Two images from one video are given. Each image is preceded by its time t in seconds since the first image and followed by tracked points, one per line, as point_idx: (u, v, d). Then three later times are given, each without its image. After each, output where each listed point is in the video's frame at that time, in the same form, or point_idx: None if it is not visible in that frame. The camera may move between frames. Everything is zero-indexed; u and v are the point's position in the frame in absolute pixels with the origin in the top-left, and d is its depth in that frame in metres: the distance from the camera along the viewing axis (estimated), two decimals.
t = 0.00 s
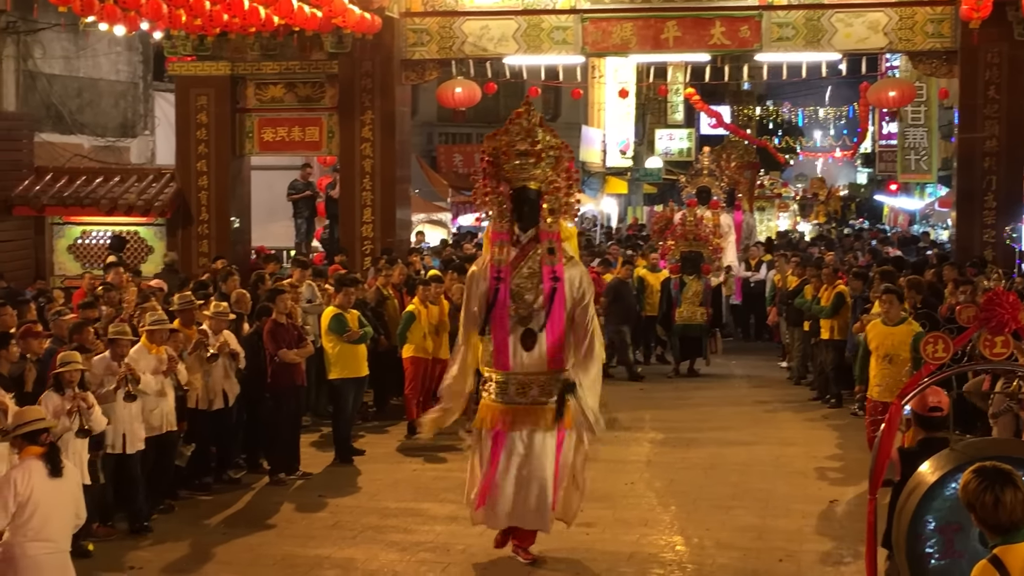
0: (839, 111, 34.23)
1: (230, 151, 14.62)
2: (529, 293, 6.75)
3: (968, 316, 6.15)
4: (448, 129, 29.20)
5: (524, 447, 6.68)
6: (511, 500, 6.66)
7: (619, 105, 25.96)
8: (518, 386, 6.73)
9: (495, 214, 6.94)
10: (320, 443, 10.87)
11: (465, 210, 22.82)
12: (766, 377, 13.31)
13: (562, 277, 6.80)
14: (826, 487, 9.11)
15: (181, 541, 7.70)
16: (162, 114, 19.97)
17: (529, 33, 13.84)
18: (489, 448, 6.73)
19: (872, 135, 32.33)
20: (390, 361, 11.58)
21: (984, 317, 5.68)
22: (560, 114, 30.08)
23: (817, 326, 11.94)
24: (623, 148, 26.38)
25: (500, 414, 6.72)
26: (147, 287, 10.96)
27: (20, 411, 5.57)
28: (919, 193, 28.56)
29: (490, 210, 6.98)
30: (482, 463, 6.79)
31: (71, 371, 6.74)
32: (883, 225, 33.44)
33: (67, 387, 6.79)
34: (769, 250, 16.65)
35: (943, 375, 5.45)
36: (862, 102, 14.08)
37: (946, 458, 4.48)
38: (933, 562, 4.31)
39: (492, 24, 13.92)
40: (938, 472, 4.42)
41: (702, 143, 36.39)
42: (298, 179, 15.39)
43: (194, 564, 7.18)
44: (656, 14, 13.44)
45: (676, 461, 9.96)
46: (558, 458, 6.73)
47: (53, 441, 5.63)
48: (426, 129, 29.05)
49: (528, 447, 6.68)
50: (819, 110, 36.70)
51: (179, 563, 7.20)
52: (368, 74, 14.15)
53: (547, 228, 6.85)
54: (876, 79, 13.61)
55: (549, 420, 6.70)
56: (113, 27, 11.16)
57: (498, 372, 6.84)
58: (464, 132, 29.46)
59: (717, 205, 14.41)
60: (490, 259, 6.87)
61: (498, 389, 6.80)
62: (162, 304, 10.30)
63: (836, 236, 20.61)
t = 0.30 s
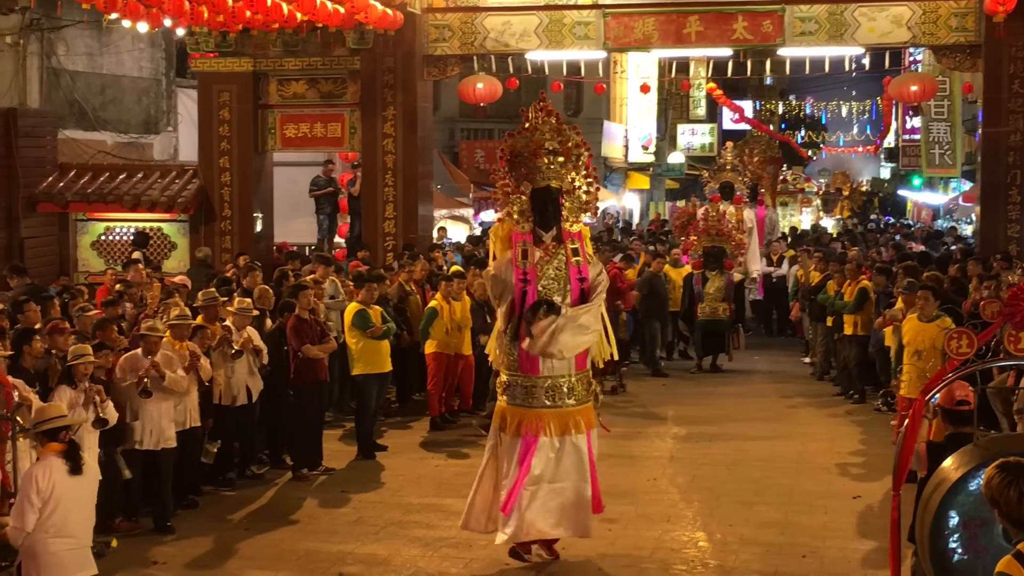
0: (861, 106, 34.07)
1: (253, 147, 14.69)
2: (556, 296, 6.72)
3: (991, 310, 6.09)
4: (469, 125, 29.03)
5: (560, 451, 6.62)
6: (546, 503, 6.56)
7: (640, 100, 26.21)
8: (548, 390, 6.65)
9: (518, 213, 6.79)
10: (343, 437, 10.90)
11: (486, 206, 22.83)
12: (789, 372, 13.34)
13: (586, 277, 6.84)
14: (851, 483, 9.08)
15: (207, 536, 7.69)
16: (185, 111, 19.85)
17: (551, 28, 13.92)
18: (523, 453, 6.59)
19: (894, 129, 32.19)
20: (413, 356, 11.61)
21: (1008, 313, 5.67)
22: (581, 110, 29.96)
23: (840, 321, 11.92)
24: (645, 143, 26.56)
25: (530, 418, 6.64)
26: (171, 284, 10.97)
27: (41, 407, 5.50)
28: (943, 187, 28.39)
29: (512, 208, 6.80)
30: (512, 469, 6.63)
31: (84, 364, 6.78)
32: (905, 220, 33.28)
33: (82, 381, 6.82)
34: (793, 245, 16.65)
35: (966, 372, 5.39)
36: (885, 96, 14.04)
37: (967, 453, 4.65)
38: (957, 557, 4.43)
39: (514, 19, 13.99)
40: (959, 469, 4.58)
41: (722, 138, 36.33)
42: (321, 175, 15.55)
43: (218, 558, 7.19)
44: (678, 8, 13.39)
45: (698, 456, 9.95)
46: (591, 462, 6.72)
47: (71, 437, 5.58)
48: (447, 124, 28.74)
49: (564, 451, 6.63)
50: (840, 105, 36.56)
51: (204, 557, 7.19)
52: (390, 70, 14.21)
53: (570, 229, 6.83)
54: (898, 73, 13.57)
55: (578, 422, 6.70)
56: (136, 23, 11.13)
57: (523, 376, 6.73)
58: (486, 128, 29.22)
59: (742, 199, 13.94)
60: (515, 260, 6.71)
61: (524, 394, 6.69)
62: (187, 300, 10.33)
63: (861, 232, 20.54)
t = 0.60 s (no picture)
0: (875, 102, 33.99)
1: (267, 146, 14.72)
2: (565, 302, 6.50)
3: (1008, 307, 6.10)
4: (484, 123, 29.00)
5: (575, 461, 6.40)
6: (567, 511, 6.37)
7: (655, 97, 26.51)
8: (559, 399, 6.42)
9: (524, 218, 6.59)
10: (358, 435, 10.90)
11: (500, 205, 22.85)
12: (805, 370, 13.35)
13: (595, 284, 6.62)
14: (867, 480, 9.04)
15: (223, 534, 7.68)
16: (199, 110, 19.95)
17: (565, 26, 13.92)
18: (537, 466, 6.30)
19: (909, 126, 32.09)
20: (428, 355, 11.64)
21: None
22: (595, 107, 29.96)
23: (855, 317, 11.89)
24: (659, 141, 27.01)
25: (540, 429, 6.37)
26: (187, 282, 10.98)
27: (54, 407, 5.50)
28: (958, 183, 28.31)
29: (517, 213, 6.61)
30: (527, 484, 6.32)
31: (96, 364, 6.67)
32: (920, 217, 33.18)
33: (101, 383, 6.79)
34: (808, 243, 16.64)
35: (982, 368, 5.38)
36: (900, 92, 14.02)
37: (984, 451, 4.60)
38: (974, 554, 4.43)
39: (527, 18, 13.98)
40: (978, 466, 4.54)
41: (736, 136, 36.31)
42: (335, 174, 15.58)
43: (233, 557, 7.17)
44: (692, 5, 13.41)
45: (714, 454, 9.93)
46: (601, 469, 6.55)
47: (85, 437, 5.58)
48: (462, 122, 28.74)
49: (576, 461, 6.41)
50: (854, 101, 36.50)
51: (220, 556, 7.18)
52: (404, 68, 14.24)
53: (576, 235, 6.67)
54: (912, 69, 13.55)
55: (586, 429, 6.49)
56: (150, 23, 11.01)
57: (531, 385, 6.48)
58: (500, 126, 29.22)
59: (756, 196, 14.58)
60: (523, 266, 6.50)
61: (535, 404, 6.41)
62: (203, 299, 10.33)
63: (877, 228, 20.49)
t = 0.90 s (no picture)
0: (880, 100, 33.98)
1: (272, 146, 14.77)
2: (550, 292, 6.20)
3: (1013, 305, 6.11)
4: (489, 122, 28.99)
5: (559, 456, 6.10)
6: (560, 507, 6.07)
7: (661, 95, 26.03)
8: (537, 391, 6.14)
9: (511, 207, 6.36)
10: (364, 435, 10.91)
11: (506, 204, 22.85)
12: (810, 369, 13.35)
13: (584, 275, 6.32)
14: (873, 479, 9.03)
15: (230, 534, 7.68)
16: (204, 110, 19.95)
17: (570, 25, 13.91)
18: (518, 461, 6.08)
19: (915, 124, 32.07)
20: (433, 355, 11.65)
21: None
22: (600, 106, 29.98)
23: (861, 315, 11.90)
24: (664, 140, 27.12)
25: (521, 422, 6.13)
26: (193, 282, 10.97)
27: (63, 407, 5.51)
28: (964, 181, 28.33)
29: (505, 203, 6.39)
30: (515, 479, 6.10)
31: (100, 366, 6.66)
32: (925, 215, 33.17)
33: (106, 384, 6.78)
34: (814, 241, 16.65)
35: (989, 365, 5.37)
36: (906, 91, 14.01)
37: (990, 449, 4.58)
38: (981, 553, 4.44)
39: (532, 17, 13.99)
40: (984, 463, 4.53)
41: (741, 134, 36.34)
42: (339, 175, 15.63)
43: (240, 557, 7.17)
44: (698, 4, 13.40)
45: (720, 453, 9.92)
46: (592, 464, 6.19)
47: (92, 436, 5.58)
48: (467, 122, 28.76)
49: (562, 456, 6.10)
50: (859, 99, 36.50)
51: (227, 556, 7.19)
52: (409, 68, 14.26)
53: (567, 224, 6.35)
54: (917, 68, 13.54)
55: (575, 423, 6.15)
56: (155, 23, 11.04)
57: (517, 377, 6.24)
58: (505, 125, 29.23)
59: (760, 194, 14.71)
60: (507, 256, 6.28)
61: (515, 395, 6.21)
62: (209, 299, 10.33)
63: (883, 227, 20.48)
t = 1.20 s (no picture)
0: (879, 101, 34.01)
1: (270, 147, 14.77)
2: (533, 295, 6.06)
3: (1012, 305, 6.11)
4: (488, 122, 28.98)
5: (540, 463, 5.96)
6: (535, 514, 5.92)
7: (658, 96, 26.37)
8: (525, 395, 6.05)
9: (497, 211, 6.25)
10: (363, 435, 10.91)
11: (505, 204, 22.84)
12: (809, 369, 13.36)
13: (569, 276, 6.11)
14: (872, 479, 9.03)
15: (231, 534, 7.68)
16: (203, 110, 19.96)
17: (569, 25, 13.91)
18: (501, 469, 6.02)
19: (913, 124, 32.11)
20: (432, 356, 11.65)
21: None
22: (599, 107, 30.00)
23: (860, 315, 11.90)
24: (663, 139, 27.16)
25: (507, 424, 6.08)
26: (191, 282, 10.96)
27: (63, 407, 5.47)
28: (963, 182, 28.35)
29: (492, 207, 6.29)
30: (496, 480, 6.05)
31: (95, 365, 6.60)
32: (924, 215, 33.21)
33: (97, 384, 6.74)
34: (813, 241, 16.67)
35: (988, 365, 5.36)
36: (905, 92, 14.01)
37: (989, 449, 4.58)
38: (979, 554, 4.45)
39: (531, 17, 13.99)
40: (982, 463, 4.53)
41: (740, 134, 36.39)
42: (338, 175, 15.61)
43: (241, 557, 7.17)
44: (696, 4, 13.41)
45: (719, 453, 9.93)
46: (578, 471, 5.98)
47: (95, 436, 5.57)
48: (466, 122, 28.78)
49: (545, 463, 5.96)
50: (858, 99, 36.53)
51: (226, 556, 7.19)
52: (407, 68, 14.25)
53: (552, 225, 6.14)
54: (917, 68, 13.55)
55: (560, 430, 6.01)
56: (153, 24, 11.03)
57: (507, 380, 6.15)
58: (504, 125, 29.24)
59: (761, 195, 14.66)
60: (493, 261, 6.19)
61: (505, 398, 6.15)
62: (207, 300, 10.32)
63: (882, 226, 20.49)
